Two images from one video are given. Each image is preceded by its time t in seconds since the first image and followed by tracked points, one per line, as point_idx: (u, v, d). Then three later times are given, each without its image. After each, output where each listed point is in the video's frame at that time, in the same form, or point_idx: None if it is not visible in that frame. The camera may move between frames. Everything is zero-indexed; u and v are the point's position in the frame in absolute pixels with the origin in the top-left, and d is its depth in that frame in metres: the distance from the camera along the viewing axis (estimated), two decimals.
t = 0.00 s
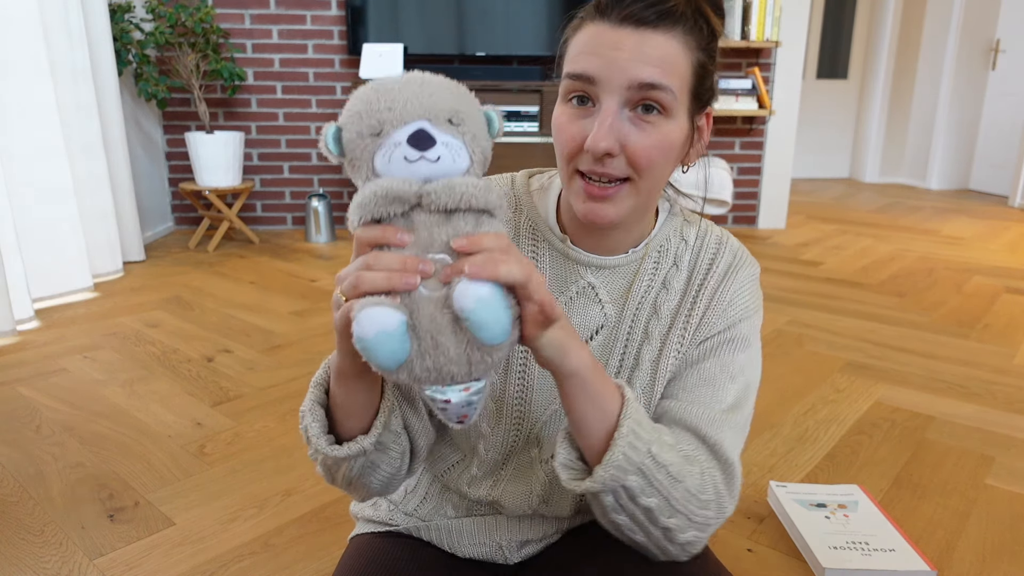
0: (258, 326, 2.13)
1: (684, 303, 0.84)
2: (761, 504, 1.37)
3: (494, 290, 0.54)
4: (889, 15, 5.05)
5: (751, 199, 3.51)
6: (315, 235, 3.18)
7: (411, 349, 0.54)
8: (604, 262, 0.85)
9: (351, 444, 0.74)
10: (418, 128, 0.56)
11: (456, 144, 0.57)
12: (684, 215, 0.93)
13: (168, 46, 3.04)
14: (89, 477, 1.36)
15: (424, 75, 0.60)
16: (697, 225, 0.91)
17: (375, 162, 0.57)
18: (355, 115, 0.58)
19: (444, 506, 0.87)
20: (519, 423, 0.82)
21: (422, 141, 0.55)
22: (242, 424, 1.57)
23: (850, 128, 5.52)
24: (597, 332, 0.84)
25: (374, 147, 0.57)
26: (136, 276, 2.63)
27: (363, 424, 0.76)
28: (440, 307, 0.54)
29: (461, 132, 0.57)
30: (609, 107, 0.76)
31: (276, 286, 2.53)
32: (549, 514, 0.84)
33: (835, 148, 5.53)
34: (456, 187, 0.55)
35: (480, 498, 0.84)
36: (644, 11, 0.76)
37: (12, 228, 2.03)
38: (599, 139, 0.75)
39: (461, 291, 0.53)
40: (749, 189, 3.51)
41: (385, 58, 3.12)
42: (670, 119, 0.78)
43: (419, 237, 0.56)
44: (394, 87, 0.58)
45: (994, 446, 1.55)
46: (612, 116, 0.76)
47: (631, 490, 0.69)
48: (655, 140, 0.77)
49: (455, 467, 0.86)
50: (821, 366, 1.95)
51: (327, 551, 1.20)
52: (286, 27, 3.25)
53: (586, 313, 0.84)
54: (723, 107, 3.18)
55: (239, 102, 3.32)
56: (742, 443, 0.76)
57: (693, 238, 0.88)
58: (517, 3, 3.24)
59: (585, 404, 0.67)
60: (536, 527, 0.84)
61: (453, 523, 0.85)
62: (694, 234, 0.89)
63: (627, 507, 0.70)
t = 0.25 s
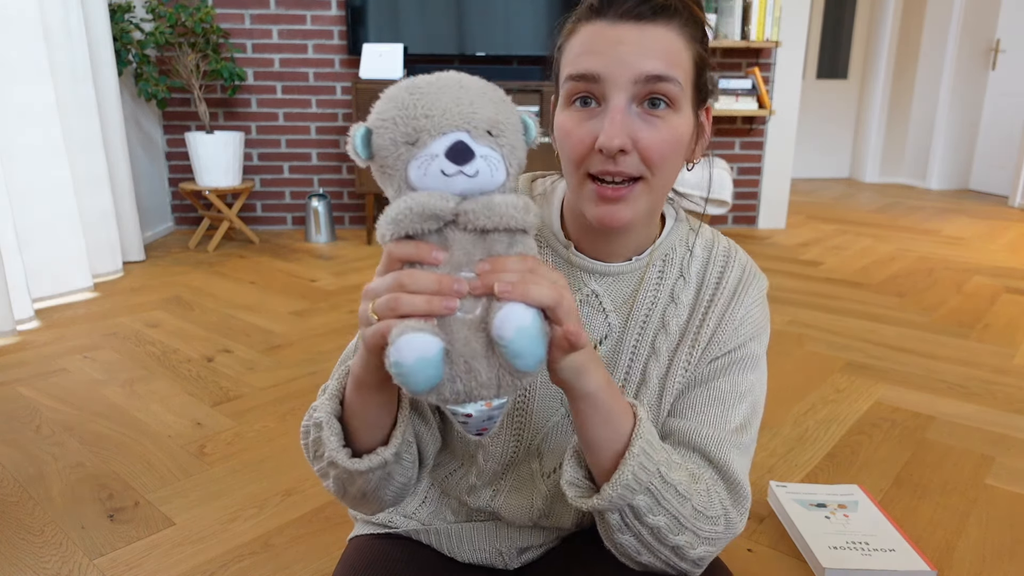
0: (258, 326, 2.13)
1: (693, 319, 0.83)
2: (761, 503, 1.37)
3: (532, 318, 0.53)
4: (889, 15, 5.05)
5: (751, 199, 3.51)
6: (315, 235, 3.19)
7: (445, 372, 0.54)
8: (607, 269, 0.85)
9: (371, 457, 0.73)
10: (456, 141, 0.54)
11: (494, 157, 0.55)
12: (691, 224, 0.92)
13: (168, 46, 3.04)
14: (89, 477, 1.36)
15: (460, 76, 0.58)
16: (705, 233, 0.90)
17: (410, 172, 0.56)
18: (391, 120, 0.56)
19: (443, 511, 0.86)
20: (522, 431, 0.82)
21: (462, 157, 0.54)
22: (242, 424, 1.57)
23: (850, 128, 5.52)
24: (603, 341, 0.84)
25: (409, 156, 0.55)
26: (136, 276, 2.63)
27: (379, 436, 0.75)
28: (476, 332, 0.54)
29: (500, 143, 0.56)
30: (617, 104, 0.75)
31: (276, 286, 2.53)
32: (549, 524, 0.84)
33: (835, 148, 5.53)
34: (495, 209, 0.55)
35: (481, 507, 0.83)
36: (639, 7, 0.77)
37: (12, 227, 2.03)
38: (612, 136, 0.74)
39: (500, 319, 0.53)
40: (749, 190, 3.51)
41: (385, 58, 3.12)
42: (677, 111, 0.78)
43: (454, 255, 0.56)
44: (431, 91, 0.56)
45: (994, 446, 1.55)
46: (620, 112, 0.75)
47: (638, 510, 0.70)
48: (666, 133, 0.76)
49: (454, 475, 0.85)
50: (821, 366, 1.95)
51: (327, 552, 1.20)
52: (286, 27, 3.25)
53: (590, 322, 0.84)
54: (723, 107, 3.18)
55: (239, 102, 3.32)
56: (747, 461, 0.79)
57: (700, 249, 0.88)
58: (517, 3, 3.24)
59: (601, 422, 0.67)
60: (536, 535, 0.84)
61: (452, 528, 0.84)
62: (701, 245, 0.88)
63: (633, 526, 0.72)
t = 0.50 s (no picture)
0: (258, 326, 2.13)
1: (703, 322, 0.83)
2: (761, 504, 1.37)
3: (547, 314, 0.53)
4: (889, 15, 5.04)
5: (751, 199, 3.51)
6: (315, 235, 3.19)
7: (461, 365, 0.54)
8: (617, 271, 0.85)
9: (382, 453, 0.74)
10: (477, 138, 0.54)
11: (516, 156, 0.55)
12: (699, 226, 0.92)
13: (168, 46, 3.04)
14: (89, 477, 1.36)
15: (481, 74, 0.58)
16: (712, 236, 0.90)
17: (430, 168, 0.56)
18: (413, 116, 0.56)
19: (447, 512, 0.86)
20: (530, 434, 0.82)
21: (483, 154, 0.54)
22: (242, 424, 1.57)
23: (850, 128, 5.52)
24: (612, 344, 0.84)
25: (430, 153, 0.55)
26: (136, 276, 2.63)
27: (390, 432, 0.76)
28: (492, 328, 0.54)
29: (521, 142, 0.56)
30: (628, 113, 0.76)
31: (276, 286, 2.53)
32: (553, 527, 0.84)
33: (834, 148, 5.53)
34: (514, 207, 0.54)
35: (485, 508, 0.83)
36: (650, 14, 0.77)
37: (12, 227, 2.03)
38: (623, 146, 0.74)
39: (516, 315, 0.53)
40: (750, 190, 3.51)
41: (385, 58, 3.11)
42: (688, 120, 0.78)
43: (472, 252, 0.56)
44: (453, 89, 0.56)
45: (994, 446, 1.54)
46: (632, 121, 0.75)
47: (644, 508, 0.71)
48: (677, 143, 0.77)
49: (460, 475, 0.85)
50: (821, 366, 1.95)
51: (327, 552, 1.20)
52: (286, 27, 3.25)
53: (600, 324, 0.84)
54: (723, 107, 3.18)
55: (239, 102, 3.32)
56: (755, 464, 0.79)
57: (709, 251, 0.88)
58: (517, 3, 3.24)
59: (610, 418, 0.68)
60: (541, 537, 0.85)
61: (456, 529, 0.84)
62: (709, 247, 0.88)
63: (639, 525, 0.72)
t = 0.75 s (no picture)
0: (258, 326, 2.13)
1: (704, 324, 0.83)
2: (761, 504, 1.37)
3: (543, 312, 0.53)
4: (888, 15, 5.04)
5: (752, 199, 3.51)
6: (315, 235, 3.19)
7: (460, 358, 0.53)
8: (620, 271, 0.85)
9: (380, 442, 0.73)
10: (486, 132, 0.54)
11: (523, 151, 0.55)
12: (701, 228, 0.92)
13: (168, 46, 3.04)
14: (89, 477, 1.36)
15: (494, 66, 0.58)
16: (715, 239, 0.91)
17: (438, 159, 0.56)
18: (423, 106, 0.55)
19: (447, 510, 0.86)
20: (529, 431, 0.82)
21: (490, 148, 0.54)
22: (242, 424, 1.57)
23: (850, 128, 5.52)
24: (614, 344, 0.84)
25: (439, 144, 0.55)
26: (136, 276, 2.63)
27: (389, 421, 0.75)
28: (489, 322, 0.54)
29: (530, 138, 0.56)
30: (637, 116, 0.76)
31: (276, 286, 2.53)
32: (553, 526, 0.84)
33: (834, 148, 5.53)
34: (519, 202, 0.55)
35: (485, 506, 0.83)
36: (662, 18, 0.77)
37: (12, 227, 2.03)
38: (631, 150, 0.74)
39: (511, 311, 0.53)
40: (749, 190, 3.51)
41: (385, 58, 3.12)
42: (697, 125, 0.78)
43: (474, 246, 0.56)
44: (466, 80, 0.56)
45: (994, 446, 1.54)
46: (640, 124, 0.75)
47: (640, 508, 0.70)
48: (685, 147, 0.77)
49: (460, 473, 0.85)
50: (821, 365, 1.95)
51: (327, 552, 1.20)
52: (286, 27, 3.25)
53: (602, 323, 0.84)
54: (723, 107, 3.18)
55: (239, 102, 3.32)
56: (752, 465, 0.79)
57: (711, 254, 0.88)
58: (517, 3, 3.24)
59: (605, 415, 0.68)
60: (540, 536, 0.84)
61: (455, 527, 0.84)
62: (711, 249, 0.89)
63: (634, 524, 0.72)
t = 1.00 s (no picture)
0: (257, 326, 2.13)
1: (703, 324, 0.83)
2: (761, 504, 1.37)
3: (536, 333, 0.52)
4: (889, 15, 5.04)
5: (751, 199, 3.51)
6: (315, 235, 3.19)
7: (435, 370, 0.54)
8: (619, 270, 0.85)
9: (369, 438, 0.73)
10: (482, 140, 0.53)
11: (521, 162, 0.54)
12: (699, 227, 0.92)
13: (168, 46, 3.04)
14: (89, 477, 1.36)
15: (497, 69, 0.57)
16: (713, 238, 0.91)
17: (432, 164, 0.55)
18: (422, 109, 0.54)
19: (447, 509, 0.87)
20: (527, 430, 0.82)
21: (486, 159, 0.53)
22: (242, 424, 1.57)
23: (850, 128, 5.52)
24: (612, 343, 0.84)
25: (434, 149, 0.54)
26: (136, 276, 2.64)
27: (378, 418, 0.75)
28: (474, 336, 0.54)
29: (530, 148, 0.54)
30: (635, 113, 0.76)
31: (276, 286, 2.53)
32: (552, 525, 0.84)
33: (834, 148, 5.53)
34: (512, 217, 0.54)
35: (483, 505, 0.84)
36: (660, 17, 0.77)
37: (12, 227, 2.03)
38: (629, 147, 0.74)
39: (501, 330, 0.52)
40: (749, 190, 3.51)
41: (385, 58, 3.12)
42: (695, 123, 0.78)
43: (463, 256, 0.56)
44: (466, 85, 0.54)
45: (994, 446, 1.55)
46: (638, 122, 0.75)
47: (639, 513, 0.70)
48: (683, 145, 0.77)
49: (459, 473, 0.85)
50: (821, 365, 1.95)
51: (327, 552, 1.20)
52: (286, 27, 3.25)
53: (600, 322, 0.84)
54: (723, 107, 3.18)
55: (239, 102, 3.32)
56: (751, 465, 0.79)
57: (710, 253, 0.88)
58: (517, 3, 3.24)
59: (601, 427, 0.68)
60: (539, 536, 0.84)
61: (455, 527, 0.84)
62: (709, 248, 0.89)
63: (634, 529, 0.72)
